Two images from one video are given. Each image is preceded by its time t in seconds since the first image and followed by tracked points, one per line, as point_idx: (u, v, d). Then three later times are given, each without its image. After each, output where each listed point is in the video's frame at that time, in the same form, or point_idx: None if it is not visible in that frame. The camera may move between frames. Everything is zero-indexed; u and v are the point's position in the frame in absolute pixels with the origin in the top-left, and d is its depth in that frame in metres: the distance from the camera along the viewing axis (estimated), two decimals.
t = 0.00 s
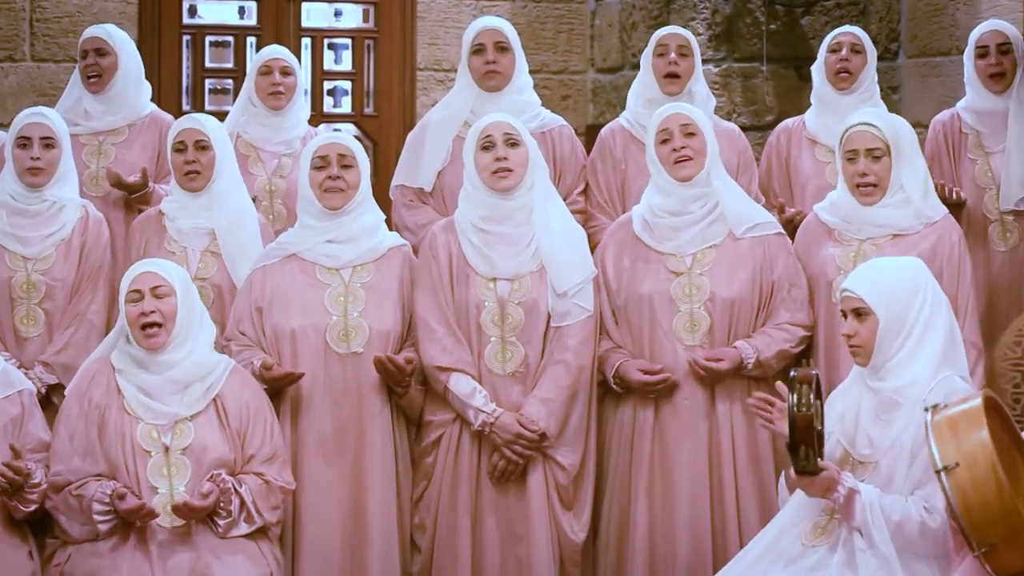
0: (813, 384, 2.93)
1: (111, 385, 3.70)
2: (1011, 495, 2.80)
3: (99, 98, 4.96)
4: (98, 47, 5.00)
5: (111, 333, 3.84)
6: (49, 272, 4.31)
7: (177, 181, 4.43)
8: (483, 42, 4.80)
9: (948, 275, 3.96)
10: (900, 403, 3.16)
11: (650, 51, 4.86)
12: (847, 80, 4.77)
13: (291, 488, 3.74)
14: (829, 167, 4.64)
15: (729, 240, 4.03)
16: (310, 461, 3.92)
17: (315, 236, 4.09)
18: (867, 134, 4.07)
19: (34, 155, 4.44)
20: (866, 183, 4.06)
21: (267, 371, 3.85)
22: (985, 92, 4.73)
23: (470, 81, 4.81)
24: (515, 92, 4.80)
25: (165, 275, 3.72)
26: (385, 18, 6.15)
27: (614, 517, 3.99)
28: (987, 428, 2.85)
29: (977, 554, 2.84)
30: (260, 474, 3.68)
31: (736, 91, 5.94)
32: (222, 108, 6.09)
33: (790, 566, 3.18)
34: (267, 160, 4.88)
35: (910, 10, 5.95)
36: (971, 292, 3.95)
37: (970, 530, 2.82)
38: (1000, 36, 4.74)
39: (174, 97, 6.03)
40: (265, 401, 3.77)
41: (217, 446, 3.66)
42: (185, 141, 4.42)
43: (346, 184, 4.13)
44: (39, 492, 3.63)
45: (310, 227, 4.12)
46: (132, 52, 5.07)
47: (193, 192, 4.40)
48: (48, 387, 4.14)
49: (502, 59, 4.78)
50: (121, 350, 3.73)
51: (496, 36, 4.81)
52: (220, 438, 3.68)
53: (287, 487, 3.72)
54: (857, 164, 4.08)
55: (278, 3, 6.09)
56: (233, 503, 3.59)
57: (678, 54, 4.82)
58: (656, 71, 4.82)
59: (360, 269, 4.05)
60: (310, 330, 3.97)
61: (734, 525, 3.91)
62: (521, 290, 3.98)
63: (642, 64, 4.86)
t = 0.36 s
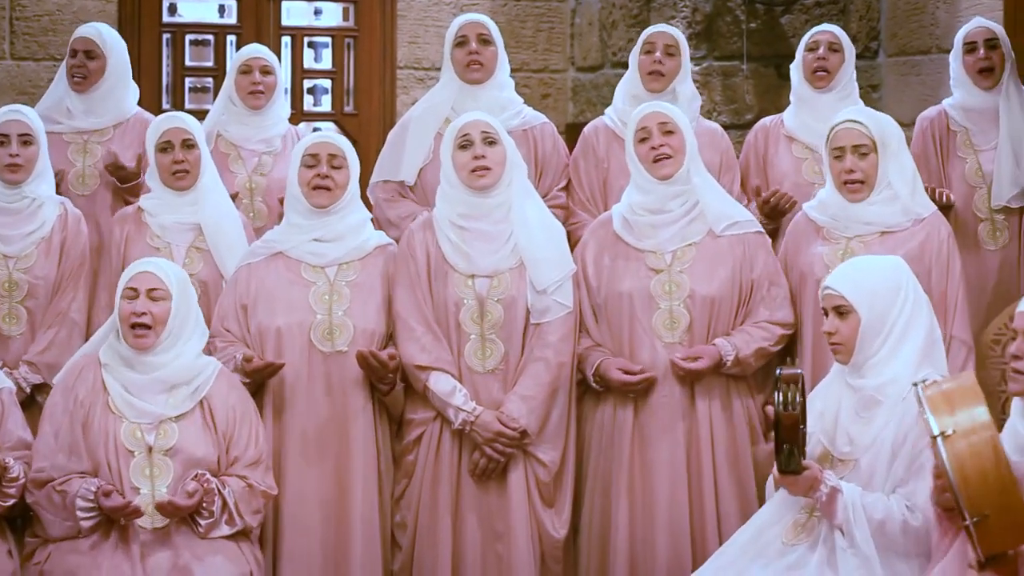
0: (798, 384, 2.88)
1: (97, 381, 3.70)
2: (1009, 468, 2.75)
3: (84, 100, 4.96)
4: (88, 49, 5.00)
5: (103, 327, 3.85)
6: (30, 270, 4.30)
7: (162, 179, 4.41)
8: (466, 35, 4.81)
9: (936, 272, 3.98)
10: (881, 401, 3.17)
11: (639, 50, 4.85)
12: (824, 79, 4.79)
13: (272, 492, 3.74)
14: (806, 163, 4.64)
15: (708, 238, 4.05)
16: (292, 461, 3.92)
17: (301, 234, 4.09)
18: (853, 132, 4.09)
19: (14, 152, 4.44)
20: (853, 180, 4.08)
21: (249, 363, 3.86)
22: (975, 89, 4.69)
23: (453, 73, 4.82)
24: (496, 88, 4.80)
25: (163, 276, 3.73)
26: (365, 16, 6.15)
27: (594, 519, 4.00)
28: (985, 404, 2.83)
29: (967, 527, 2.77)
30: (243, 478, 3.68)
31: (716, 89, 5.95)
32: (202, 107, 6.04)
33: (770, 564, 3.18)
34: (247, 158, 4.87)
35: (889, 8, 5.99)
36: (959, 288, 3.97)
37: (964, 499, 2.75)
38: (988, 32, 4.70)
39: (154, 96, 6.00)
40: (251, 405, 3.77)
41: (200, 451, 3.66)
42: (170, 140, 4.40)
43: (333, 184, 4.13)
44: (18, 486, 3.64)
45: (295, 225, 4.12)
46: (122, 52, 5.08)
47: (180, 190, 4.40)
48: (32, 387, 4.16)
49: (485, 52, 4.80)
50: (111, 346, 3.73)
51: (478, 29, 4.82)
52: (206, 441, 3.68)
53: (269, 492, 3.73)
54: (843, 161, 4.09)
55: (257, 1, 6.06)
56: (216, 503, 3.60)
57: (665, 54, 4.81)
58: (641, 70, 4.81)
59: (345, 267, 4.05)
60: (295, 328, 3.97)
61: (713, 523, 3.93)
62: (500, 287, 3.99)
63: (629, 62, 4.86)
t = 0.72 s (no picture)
0: (774, 391, 2.90)
1: (79, 380, 3.68)
2: (953, 495, 2.81)
3: (70, 94, 4.93)
4: (84, 44, 5.00)
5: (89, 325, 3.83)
6: (8, 268, 4.28)
7: (136, 175, 4.40)
8: (447, 32, 4.81)
9: (926, 270, 3.99)
10: (858, 399, 3.18)
11: (623, 45, 4.85)
12: (801, 77, 4.79)
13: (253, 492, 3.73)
14: (782, 160, 4.64)
15: (686, 236, 4.06)
16: (269, 462, 3.92)
17: (275, 233, 4.08)
18: (844, 124, 4.07)
19: None
20: (842, 171, 4.06)
21: (228, 364, 3.84)
22: (954, 84, 4.69)
23: (433, 70, 4.82)
24: (475, 86, 4.80)
25: (153, 275, 3.72)
26: (344, 14, 6.13)
27: (571, 520, 4.00)
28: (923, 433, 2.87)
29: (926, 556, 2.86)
30: (224, 477, 3.68)
31: (694, 87, 5.94)
32: (180, 105, 6.03)
33: (746, 562, 3.19)
34: (226, 157, 4.86)
35: (868, 6, 6.00)
36: (949, 285, 3.98)
37: (916, 533, 2.84)
38: (968, 28, 4.70)
39: (133, 93, 5.97)
40: (233, 406, 3.76)
41: (181, 446, 3.65)
42: (145, 136, 4.39)
43: (310, 181, 4.12)
44: None
45: (268, 223, 4.11)
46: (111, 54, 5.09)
47: (155, 186, 4.39)
48: (11, 385, 4.14)
49: (465, 48, 4.79)
50: (95, 345, 3.72)
51: (458, 26, 4.81)
52: (188, 440, 3.67)
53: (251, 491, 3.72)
54: (833, 152, 4.07)
55: None
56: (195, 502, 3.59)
57: (648, 52, 4.81)
58: (624, 66, 4.81)
59: (322, 265, 4.04)
60: (271, 327, 3.96)
61: (689, 520, 3.93)
62: (479, 286, 3.99)
63: (613, 60, 4.86)
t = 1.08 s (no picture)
0: (748, 391, 2.90)
1: (51, 377, 3.68)
2: (932, 484, 2.82)
3: (48, 92, 4.91)
4: (64, 43, 4.96)
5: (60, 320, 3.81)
6: None
7: (108, 174, 4.39)
8: (424, 31, 4.80)
9: (908, 269, 3.97)
10: (832, 397, 3.19)
11: (592, 43, 4.83)
12: (774, 75, 4.78)
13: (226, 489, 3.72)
14: (755, 158, 4.65)
15: (651, 235, 4.06)
16: (237, 450, 3.91)
17: (239, 225, 4.09)
18: (829, 119, 4.07)
19: None
20: (826, 166, 4.05)
21: (194, 355, 3.84)
22: (926, 83, 4.69)
23: (409, 69, 4.81)
24: (452, 84, 4.80)
25: (125, 269, 3.70)
26: (318, 12, 6.10)
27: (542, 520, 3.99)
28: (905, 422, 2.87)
29: (902, 546, 2.85)
30: (197, 474, 3.66)
31: (668, 85, 5.92)
32: (154, 103, 6.00)
33: (720, 560, 3.19)
34: (200, 155, 4.84)
35: (841, 5, 6.02)
36: (932, 285, 3.96)
37: (894, 521, 2.83)
38: (940, 28, 4.71)
39: (106, 91, 5.95)
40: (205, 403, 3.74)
41: (153, 447, 3.64)
42: (115, 134, 4.37)
43: (272, 171, 4.12)
44: None
45: (233, 215, 4.11)
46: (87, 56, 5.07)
47: (124, 184, 4.37)
48: None
49: (441, 49, 4.79)
50: (66, 341, 3.69)
51: (436, 25, 4.81)
52: (158, 440, 3.65)
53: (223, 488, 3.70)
54: (817, 146, 4.06)
55: None
56: (168, 499, 3.58)
57: (619, 49, 4.81)
58: (595, 63, 4.81)
59: (287, 258, 4.05)
60: (237, 319, 3.96)
61: (659, 519, 3.94)
62: (453, 286, 3.98)
63: (582, 57, 4.85)
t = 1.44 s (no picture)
0: (723, 390, 2.87)
1: (18, 376, 3.70)
2: (921, 474, 2.70)
3: (13, 90, 4.88)
4: (27, 40, 4.95)
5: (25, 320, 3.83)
6: None
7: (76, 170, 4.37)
8: (397, 28, 4.78)
9: (880, 269, 3.98)
10: (800, 395, 3.19)
11: (550, 42, 4.83)
12: (744, 70, 4.77)
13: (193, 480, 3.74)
14: (725, 157, 4.65)
15: (618, 232, 4.06)
16: (204, 440, 3.91)
17: (202, 218, 4.08)
18: (801, 118, 4.07)
19: None
20: (795, 164, 4.05)
21: (159, 350, 3.82)
22: (891, 82, 4.69)
23: (381, 65, 4.80)
24: (424, 82, 4.78)
25: (84, 264, 3.72)
26: (287, 9, 6.07)
27: (509, 518, 4.00)
28: (890, 412, 2.78)
29: (887, 538, 2.70)
30: (164, 468, 3.68)
31: (637, 82, 5.93)
32: (123, 101, 5.97)
33: (690, 557, 3.20)
34: (169, 152, 4.82)
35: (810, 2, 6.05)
36: (903, 282, 3.97)
37: (881, 510, 2.69)
38: (908, 25, 4.70)
39: (75, 89, 5.90)
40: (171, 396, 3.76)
41: (120, 440, 3.66)
42: (83, 130, 4.36)
43: (234, 164, 4.12)
44: None
45: (195, 209, 4.11)
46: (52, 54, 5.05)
47: (91, 179, 4.35)
48: None
49: (415, 47, 4.77)
50: (30, 339, 3.72)
51: (409, 23, 4.79)
52: (126, 432, 3.67)
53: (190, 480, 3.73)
54: (786, 145, 4.06)
55: None
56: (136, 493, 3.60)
57: (578, 46, 4.80)
58: (556, 63, 4.80)
59: (250, 251, 4.05)
60: (201, 313, 3.96)
61: (629, 515, 3.95)
62: (422, 281, 3.98)
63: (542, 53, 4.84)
